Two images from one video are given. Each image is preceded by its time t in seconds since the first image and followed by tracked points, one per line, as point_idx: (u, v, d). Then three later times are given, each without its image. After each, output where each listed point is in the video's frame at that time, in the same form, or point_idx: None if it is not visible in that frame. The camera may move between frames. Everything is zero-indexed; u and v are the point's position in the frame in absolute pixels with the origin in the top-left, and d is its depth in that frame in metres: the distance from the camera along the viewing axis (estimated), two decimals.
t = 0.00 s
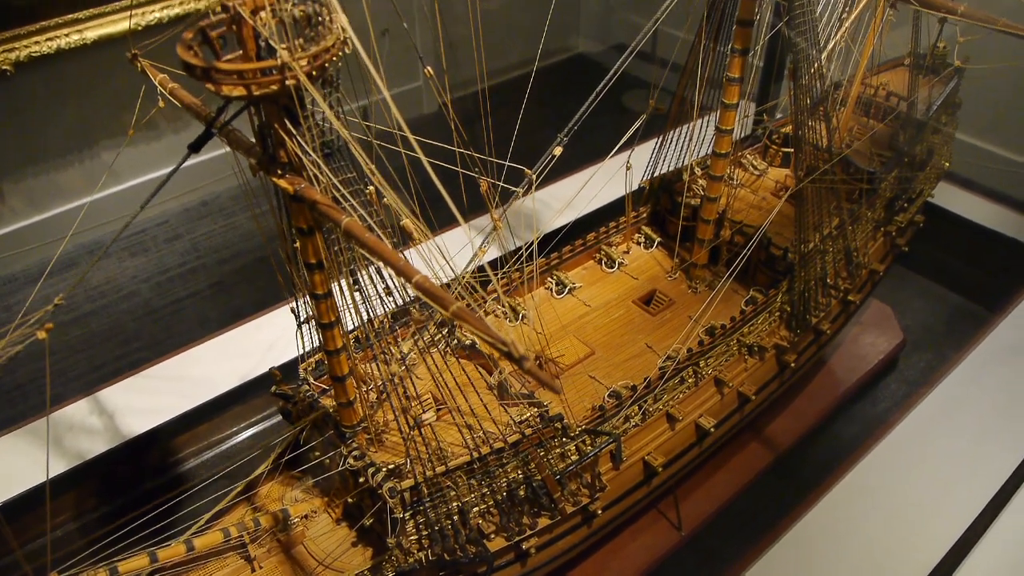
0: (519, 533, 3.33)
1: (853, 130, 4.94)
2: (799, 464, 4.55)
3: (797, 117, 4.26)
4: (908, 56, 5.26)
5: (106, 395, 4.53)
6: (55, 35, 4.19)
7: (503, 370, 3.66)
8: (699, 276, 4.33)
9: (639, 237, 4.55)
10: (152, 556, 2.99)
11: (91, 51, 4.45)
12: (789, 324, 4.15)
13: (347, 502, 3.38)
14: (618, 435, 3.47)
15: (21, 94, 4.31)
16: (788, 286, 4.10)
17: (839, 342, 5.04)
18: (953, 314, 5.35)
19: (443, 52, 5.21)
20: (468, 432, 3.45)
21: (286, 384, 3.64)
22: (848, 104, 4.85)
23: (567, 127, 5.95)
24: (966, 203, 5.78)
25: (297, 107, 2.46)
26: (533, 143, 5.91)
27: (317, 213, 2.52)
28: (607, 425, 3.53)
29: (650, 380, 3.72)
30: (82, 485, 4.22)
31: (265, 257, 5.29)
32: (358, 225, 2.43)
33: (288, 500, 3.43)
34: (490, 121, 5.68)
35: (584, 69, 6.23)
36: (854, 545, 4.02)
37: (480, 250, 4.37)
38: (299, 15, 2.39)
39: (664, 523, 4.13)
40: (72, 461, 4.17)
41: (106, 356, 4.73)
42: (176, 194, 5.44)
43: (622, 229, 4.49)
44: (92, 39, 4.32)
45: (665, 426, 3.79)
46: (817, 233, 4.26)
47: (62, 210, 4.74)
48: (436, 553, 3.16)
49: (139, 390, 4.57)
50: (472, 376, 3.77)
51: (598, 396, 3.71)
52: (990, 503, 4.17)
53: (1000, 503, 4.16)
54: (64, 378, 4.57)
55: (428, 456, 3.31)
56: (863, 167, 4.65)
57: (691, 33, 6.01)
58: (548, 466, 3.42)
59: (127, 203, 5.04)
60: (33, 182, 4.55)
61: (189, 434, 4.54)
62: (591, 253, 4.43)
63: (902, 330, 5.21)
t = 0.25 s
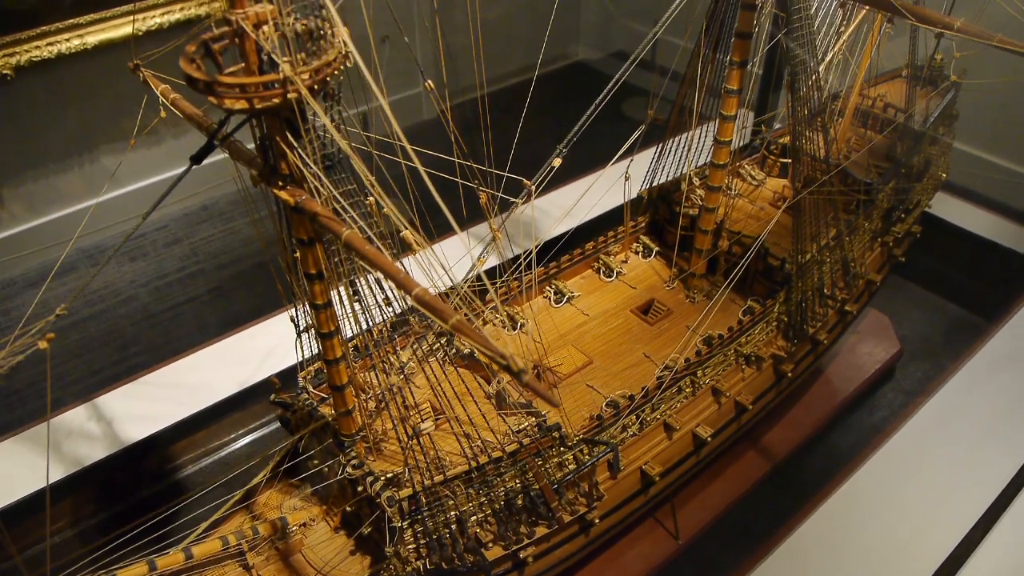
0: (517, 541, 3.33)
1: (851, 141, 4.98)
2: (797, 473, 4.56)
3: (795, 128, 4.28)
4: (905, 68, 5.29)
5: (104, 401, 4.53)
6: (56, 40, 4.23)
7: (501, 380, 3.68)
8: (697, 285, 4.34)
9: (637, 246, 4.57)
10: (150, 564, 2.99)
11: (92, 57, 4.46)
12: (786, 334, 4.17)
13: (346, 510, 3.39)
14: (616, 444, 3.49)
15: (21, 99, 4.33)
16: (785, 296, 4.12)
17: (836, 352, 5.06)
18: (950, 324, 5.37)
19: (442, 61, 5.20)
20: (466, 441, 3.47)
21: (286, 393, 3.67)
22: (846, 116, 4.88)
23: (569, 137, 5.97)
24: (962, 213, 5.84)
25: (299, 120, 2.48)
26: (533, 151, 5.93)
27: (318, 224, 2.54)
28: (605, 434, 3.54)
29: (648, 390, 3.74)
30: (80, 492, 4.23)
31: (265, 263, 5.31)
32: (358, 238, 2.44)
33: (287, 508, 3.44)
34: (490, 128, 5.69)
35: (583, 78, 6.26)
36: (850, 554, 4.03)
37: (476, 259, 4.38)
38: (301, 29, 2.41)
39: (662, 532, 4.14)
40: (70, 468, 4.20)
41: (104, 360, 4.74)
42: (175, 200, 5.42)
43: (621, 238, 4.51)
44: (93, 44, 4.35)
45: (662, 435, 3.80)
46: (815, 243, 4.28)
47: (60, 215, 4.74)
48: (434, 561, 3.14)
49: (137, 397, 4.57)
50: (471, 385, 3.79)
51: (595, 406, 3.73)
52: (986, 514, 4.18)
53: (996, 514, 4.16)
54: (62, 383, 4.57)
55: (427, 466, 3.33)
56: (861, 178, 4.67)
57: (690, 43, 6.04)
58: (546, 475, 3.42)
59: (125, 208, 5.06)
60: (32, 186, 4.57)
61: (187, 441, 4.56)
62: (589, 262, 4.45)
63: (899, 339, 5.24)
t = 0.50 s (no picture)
0: (514, 550, 3.34)
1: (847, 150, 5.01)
2: (794, 481, 4.58)
3: (791, 137, 4.31)
4: (900, 76, 5.31)
5: (102, 408, 4.53)
6: (53, 45, 4.22)
7: (499, 389, 3.69)
8: (694, 293, 4.38)
9: (634, 254, 4.59)
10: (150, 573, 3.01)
11: (91, 63, 4.47)
12: (783, 342, 4.18)
13: (345, 519, 3.40)
14: (613, 453, 3.51)
15: (21, 106, 4.34)
16: (782, 304, 4.14)
17: (833, 359, 5.08)
18: (947, 331, 5.39)
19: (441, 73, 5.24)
20: (464, 450, 3.49)
21: (285, 402, 3.69)
22: (841, 124, 4.91)
23: (567, 145, 5.99)
24: (959, 220, 5.86)
25: (298, 133, 2.50)
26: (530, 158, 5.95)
27: (317, 237, 2.56)
28: (602, 443, 3.56)
29: (645, 399, 3.76)
30: (78, 500, 4.22)
31: (263, 269, 5.31)
32: (357, 250, 2.46)
33: (286, 517, 3.45)
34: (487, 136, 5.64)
35: (581, 85, 6.27)
36: (845, 562, 4.05)
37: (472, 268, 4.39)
38: (300, 44, 2.42)
39: (659, 540, 4.15)
40: (69, 475, 4.16)
41: (101, 366, 4.74)
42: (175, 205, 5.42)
43: (618, 247, 4.55)
44: (91, 49, 4.35)
45: (659, 444, 3.82)
46: (811, 252, 4.30)
47: (59, 220, 4.75)
48: (433, 569, 3.17)
49: (136, 404, 4.57)
50: (469, 394, 3.80)
51: (592, 415, 3.75)
52: (981, 523, 4.18)
53: (990, 522, 4.17)
54: (61, 390, 4.58)
55: (426, 475, 3.35)
56: (857, 187, 4.70)
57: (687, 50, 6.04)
58: (544, 484, 3.43)
59: (122, 214, 5.08)
60: (31, 190, 4.58)
61: (185, 448, 4.56)
62: (587, 271, 4.47)
63: (895, 346, 5.26)
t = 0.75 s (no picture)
0: (513, 561, 3.33)
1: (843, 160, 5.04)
2: (791, 490, 4.60)
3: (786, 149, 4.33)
4: (896, 87, 5.34)
5: (102, 419, 4.53)
6: (53, 56, 4.25)
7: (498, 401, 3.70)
8: (692, 304, 4.41)
9: (632, 265, 4.62)
10: None
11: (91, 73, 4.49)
12: (780, 353, 4.20)
13: (344, 530, 3.41)
14: (611, 464, 3.51)
15: (23, 117, 4.37)
16: (779, 315, 4.16)
17: (831, 368, 5.10)
18: (944, 340, 5.41)
19: (440, 83, 5.28)
20: (463, 462, 3.50)
21: (285, 413, 3.71)
22: (838, 135, 4.95)
23: (566, 156, 6.02)
24: (957, 230, 5.79)
25: (299, 150, 2.52)
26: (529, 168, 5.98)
27: (317, 253, 2.58)
28: (601, 454, 3.57)
29: (644, 410, 3.78)
30: (77, 511, 4.22)
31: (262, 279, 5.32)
32: (357, 266, 2.51)
33: (286, 529, 3.45)
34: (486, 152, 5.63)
35: (579, 94, 6.30)
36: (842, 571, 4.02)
37: (469, 282, 4.39)
38: (301, 63, 2.45)
39: (658, 550, 4.16)
40: (69, 486, 4.16)
41: (99, 375, 4.75)
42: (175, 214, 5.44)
43: (616, 258, 4.57)
44: (90, 59, 4.39)
45: (658, 454, 3.83)
46: (807, 263, 4.33)
47: (59, 229, 4.77)
48: None
49: (135, 414, 4.58)
50: (468, 405, 3.82)
51: (591, 426, 3.76)
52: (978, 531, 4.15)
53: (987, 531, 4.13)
54: (62, 399, 4.60)
55: (425, 487, 3.36)
56: (854, 198, 4.73)
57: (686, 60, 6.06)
58: (542, 495, 3.44)
59: (122, 223, 5.11)
60: (31, 199, 4.60)
61: (185, 458, 4.57)
62: (585, 281, 4.49)
63: (892, 355, 5.28)
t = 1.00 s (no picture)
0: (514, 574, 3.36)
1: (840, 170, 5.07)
2: (791, 500, 4.61)
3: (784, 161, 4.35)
4: (893, 98, 5.36)
5: (102, 430, 4.54)
6: (54, 65, 4.23)
7: (498, 413, 3.72)
8: (691, 315, 4.43)
9: (631, 276, 4.64)
10: None
11: (92, 84, 4.50)
12: (779, 363, 4.23)
13: (345, 542, 3.41)
14: (611, 476, 3.52)
15: (25, 128, 4.38)
16: (777, 326, 4.18)
17: (830, 377, 5.12)
18: (942, 349, 5.43)
19: (439, 95, 5.31)
20: (463, 474, 3.51)
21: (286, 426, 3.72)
22: (836, 146, 4.98)
23: (566, 169, 6.03)
24: (955, 239, 5.80)
25: (301, 167, 2.54)
26: (528, 177, 6.00)
27: (319, 268, 2.60)
28: (600, 466, 3.57)
29: (643, 421, 3.79)
30: (77, 523, 4.22)
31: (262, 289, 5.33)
32: (358, 283, 2.53)
33: (287, 541, 3.44)
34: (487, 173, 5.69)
35: (578, 103, 6.32)
36: None
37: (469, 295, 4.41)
38: (303, 82, 2.48)
39: (658, 560, 4.16)
40: (69, 497, 4.16)
41: (99, 385, 4.77)
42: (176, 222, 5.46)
43: (615, 269, 4.60)
44: (90, 69, 4.36)
45: (657, 465, 3.84)
46: (805, 274, 4.35)
47: (58, 238, 4.80)
48: None
49: (135, 426, 4.58)
50: (468, 417, 3.83)
51: (591, 437, 3.77)
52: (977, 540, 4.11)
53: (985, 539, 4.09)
54: (62, 408, 4.62)
55: (425, 499, 3.37)
56: (851, 208, 4.76)
57: (685, 70, 6.08)
58: (542, 507, 3.45)
59: (123, 232, 5.14)
60: (31, 209, 4.62)
61: (185, 469, 4.58)
62: (584, 292, 4.52)
63: (891, 364, 5.30)
